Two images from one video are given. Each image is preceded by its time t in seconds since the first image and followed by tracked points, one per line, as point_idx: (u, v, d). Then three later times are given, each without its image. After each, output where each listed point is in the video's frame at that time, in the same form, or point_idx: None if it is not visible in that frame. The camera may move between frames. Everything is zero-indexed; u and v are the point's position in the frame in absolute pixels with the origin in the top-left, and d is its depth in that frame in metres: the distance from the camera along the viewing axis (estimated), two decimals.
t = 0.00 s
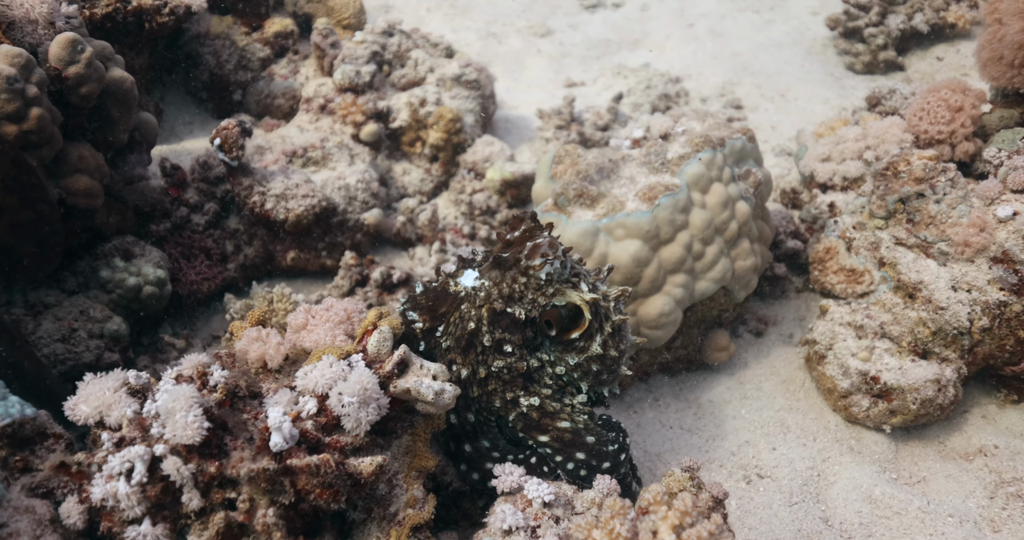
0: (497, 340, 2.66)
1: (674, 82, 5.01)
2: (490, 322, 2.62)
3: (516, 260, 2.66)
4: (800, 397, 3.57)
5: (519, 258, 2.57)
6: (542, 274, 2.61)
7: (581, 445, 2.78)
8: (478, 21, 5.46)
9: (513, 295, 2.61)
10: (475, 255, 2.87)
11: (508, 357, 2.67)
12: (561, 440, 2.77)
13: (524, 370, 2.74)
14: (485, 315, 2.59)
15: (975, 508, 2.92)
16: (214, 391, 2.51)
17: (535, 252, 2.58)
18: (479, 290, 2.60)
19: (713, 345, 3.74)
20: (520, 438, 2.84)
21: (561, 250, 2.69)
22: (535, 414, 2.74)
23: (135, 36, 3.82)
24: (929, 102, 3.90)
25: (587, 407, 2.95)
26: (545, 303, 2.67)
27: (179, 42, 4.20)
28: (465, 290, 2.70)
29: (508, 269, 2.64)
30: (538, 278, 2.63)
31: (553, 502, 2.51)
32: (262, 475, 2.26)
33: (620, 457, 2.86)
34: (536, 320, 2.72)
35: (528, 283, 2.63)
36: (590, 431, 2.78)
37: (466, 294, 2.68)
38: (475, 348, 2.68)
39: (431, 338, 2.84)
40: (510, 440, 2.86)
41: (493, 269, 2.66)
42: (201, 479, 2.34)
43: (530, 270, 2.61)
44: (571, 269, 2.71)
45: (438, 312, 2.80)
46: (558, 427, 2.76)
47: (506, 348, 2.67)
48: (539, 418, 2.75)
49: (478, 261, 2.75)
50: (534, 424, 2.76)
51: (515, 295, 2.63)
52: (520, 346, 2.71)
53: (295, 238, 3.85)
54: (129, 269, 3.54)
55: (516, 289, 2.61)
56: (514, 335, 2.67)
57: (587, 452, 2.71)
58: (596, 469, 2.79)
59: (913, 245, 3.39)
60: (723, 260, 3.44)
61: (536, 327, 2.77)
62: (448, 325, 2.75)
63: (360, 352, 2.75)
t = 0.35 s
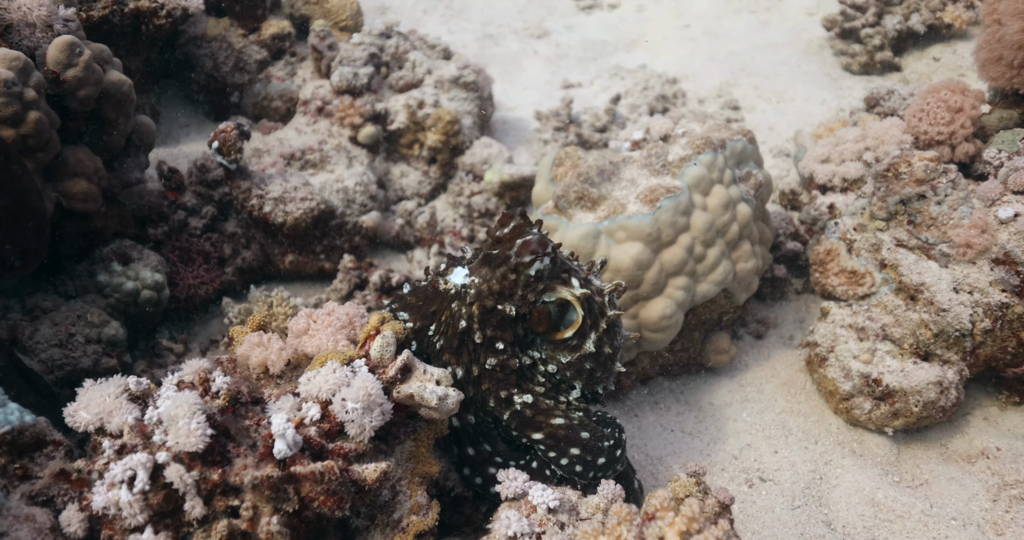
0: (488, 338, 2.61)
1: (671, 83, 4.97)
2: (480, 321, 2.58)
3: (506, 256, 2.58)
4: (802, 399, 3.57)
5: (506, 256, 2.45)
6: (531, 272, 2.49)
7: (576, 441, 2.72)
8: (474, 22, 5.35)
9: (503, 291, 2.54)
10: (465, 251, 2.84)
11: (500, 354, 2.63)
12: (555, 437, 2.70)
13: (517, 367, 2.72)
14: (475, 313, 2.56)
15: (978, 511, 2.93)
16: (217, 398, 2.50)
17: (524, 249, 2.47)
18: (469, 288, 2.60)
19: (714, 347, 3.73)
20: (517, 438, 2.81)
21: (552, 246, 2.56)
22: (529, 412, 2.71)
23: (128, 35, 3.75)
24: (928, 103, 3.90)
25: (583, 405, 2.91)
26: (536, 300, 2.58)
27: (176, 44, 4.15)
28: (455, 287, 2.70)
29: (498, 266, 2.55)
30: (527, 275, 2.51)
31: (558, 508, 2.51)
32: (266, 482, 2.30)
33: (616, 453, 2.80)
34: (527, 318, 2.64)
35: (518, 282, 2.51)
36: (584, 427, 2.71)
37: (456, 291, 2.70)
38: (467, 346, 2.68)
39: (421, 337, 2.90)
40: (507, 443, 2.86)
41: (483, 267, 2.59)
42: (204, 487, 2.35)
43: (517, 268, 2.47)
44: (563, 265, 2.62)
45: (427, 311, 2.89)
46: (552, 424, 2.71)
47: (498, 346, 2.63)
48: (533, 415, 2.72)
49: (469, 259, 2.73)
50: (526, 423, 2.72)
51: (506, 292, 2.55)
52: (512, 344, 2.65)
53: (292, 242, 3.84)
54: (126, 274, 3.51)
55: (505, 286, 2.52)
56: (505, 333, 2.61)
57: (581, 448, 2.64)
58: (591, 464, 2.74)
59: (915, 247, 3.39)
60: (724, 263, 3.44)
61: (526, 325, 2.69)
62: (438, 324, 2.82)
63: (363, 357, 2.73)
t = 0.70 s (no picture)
0: (482, 333, 2.66)
1: (676, 84, 4.91)
2: (473, 316, 2.64)
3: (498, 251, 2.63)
4: (810, 402, 3.57)
5: (498, 250, 2.52)
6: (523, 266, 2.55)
7: (571, 434, 2.72)
8: (477, 24, 5.32)
9: (495, 287, 2.60)
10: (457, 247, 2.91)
11: (494, 349, 2.68)
12: (549, 431, 2.70)
13: (512, 362, 2.74)
14: (468, 308, 2.62)
15: (989, 515, 2.94)
16: (229, 405, 2.50)
17: (516, 244, 2.53)
18: (462, 284, 2.62)
19: (722, 351, 3.71)
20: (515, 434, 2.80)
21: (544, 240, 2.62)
22: (524, 406, 2.71)
23: (134, 40, 3.78)
24: (935, 104, 3.91)
25: (578, 401, 2.90)
26: (527, 295, 2.67)
27: (180, 49, 4.14)
28: (448, 282, 2.77)
29: (490, 261, 2.61)
30: (518, 268, 2.57)
31: (569, 514, 2.53)
32: (279, 490, 2.29)
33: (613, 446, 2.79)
34: (519, 312, 2.69)
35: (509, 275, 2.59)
36: (578, 420, 2.71)
37: (448, 286, 2.76)
38: (462, 341, 2.72)
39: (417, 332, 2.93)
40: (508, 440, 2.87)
41: (475, 261, 2.64)
42: (216, 494, 2.35)
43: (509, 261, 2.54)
44: (555, 261, 2.70)
45: (421, 306, 2.90)
46: (547, 418, 2.72)
47: (491, 342, 2.68)
48: (528, 410, 2.71)
49: (461, 255, 2.79)
50: (520, 417, 2.71)
51: (497, 286, 2.61)
52: (506, 339, 2.71)
53: (301, 245, 3.84)
54: (133, 278, 3.51)
55: (498, 281, 2.60)
56: (499, 328, 2.66)
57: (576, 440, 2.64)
58: (587, 457, 2.73)
59: (924, 250, 3.40)
60: (732, 266, 3.43)
61: (519, 321, 2.75)
62: (432, 319, 2.84)
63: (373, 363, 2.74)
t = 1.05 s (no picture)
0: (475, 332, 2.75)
1: (684, 86, 4.88)
2: (464, 315, 2.72)
3: (488, 251, 2.70)
4: (823, 407, 3.57)
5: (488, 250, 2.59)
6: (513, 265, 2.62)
7: (567, 431, 2.77)
8: (485, 27, 5.30)
9: (484, 286, 2.66)
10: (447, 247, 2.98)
11: (489, 348, 2.75)
12: (545, 427, 2.76)
13: (508, 359, 2.82)
14: (459, 307, 2.68)
15: (1005, 521, 2.94)
16: (247, 416, 2.53)
17: (504, 244, 2.60)
18: (451, 284, 2.70)
19: (735, 356, 3.69)
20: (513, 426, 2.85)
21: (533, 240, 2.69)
22: (523, 402, 2.79)
23: (147, 47, 3.79)
24: (947, 107, 3.87)
25: (574, 396, 2.97)
26: (517, 293, 2.72)
27: (191, 54, 4.12)
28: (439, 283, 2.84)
29: (478, 260, 2.67)
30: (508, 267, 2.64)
31: (587, 523, 2.53)
32: (298, 501, 2.30)
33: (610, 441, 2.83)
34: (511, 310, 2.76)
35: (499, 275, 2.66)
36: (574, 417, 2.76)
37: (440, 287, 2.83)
38: (458, 341, 2.80)
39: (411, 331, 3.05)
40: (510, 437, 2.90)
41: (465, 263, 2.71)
42: (235, 505, 2.36)
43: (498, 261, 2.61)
44: (544, 259, 2.74)
45: (413, 308, 3.04)
46: (544, 415, 2.77)
47: (485, 341, 2.75)
48: (526, 405, 2.79)
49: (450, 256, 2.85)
50: (520, 412, 2.78)
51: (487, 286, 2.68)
52: (499, 337, 2.79)
53: (312, 251, 3.86)
54: (146, 285, 3.51)
55: (486, 280, 2.65)
56: (491, 326, 2.74)
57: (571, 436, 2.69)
58: (584, 453, 2.76)
59: (937, 254, 3.39)
60: (745, 271, 3.43)
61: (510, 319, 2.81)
62: (425, 319, 2.95)
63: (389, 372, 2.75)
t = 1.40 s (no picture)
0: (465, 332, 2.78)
1: (696, 92, 4.85)
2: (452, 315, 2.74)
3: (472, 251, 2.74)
4: (840, 416, 3.56)
5: (472, 251, 2.62)
6: (497, 264, 2.65)
7: (563, 426, 2.83)
8: (496, 33, 5.30)
9: (471, 285, 2.69)
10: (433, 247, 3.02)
11: (480, 346, 2.78)
12: (543, 421, 2.82)
13: (502, 354, 2.85)
14: (447, 308, 2.71)
15: None
16: (269, 431, 2.53)
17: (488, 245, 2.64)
18: (438, 285, 2.73)
19: (751, 365, 3.70)
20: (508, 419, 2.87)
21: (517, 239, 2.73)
22: (522, 396, 2.83)
23: (163, 57, 3.82)
24: (962, 114, 3.85)
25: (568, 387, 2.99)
26: (503, 292, 2.76)
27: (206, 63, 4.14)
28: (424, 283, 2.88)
29: (463, 261, 2.70)
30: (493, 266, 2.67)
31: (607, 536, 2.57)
32: (321, 517, 2.34)
33: (606, 434, 2.91)
34: (496, 307, 2.79)
35: (484, 276, 2.68)
36: (570, 412, 2.82)
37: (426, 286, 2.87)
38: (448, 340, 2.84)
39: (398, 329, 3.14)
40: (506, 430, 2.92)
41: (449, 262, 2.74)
42: (258, 521, 2.36)
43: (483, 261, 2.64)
44: (529, 257, 2.78)
45: (400, 308, 3.13)
46: (541, 408, 2.82)
47: (476, 339, 2.78)
48: (523, 399, 2.84)
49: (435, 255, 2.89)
50: (518, 406, 2.82)
51: (473, 285, 2.71)
52: (489, 335, 2.81)
53: (326, 261, 3.87)
54: (163, 295, 3.52)
55: (473, 280, 2.68)
56: (480, 325, 2.76)
57: (568, 431, 2.76)
58: (579, 448, 2.85)
59: (954, 262, 3.38)
60: (762, 280, 3.42)
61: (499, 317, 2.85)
62: (414, 320, 3.06)
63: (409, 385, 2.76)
